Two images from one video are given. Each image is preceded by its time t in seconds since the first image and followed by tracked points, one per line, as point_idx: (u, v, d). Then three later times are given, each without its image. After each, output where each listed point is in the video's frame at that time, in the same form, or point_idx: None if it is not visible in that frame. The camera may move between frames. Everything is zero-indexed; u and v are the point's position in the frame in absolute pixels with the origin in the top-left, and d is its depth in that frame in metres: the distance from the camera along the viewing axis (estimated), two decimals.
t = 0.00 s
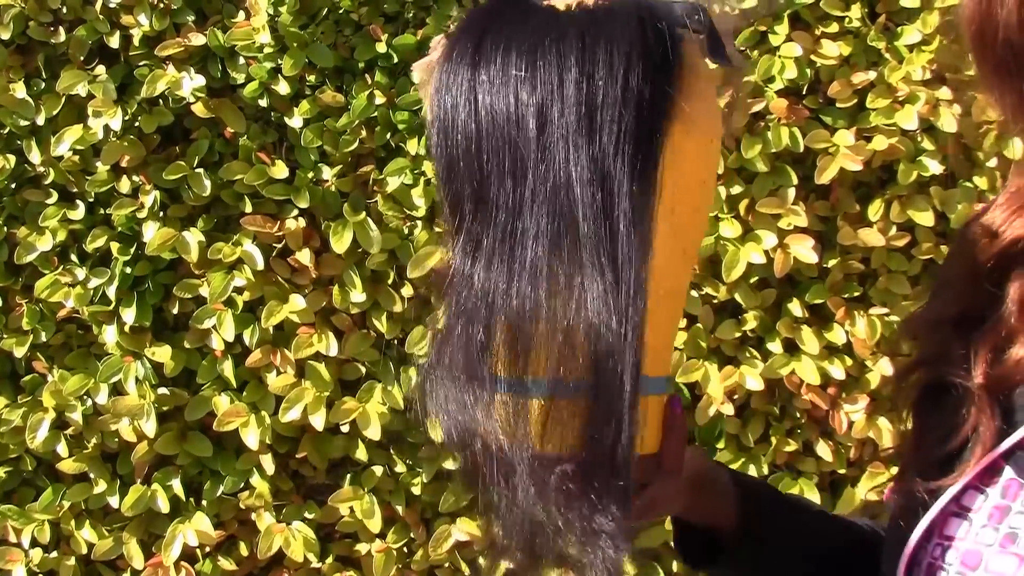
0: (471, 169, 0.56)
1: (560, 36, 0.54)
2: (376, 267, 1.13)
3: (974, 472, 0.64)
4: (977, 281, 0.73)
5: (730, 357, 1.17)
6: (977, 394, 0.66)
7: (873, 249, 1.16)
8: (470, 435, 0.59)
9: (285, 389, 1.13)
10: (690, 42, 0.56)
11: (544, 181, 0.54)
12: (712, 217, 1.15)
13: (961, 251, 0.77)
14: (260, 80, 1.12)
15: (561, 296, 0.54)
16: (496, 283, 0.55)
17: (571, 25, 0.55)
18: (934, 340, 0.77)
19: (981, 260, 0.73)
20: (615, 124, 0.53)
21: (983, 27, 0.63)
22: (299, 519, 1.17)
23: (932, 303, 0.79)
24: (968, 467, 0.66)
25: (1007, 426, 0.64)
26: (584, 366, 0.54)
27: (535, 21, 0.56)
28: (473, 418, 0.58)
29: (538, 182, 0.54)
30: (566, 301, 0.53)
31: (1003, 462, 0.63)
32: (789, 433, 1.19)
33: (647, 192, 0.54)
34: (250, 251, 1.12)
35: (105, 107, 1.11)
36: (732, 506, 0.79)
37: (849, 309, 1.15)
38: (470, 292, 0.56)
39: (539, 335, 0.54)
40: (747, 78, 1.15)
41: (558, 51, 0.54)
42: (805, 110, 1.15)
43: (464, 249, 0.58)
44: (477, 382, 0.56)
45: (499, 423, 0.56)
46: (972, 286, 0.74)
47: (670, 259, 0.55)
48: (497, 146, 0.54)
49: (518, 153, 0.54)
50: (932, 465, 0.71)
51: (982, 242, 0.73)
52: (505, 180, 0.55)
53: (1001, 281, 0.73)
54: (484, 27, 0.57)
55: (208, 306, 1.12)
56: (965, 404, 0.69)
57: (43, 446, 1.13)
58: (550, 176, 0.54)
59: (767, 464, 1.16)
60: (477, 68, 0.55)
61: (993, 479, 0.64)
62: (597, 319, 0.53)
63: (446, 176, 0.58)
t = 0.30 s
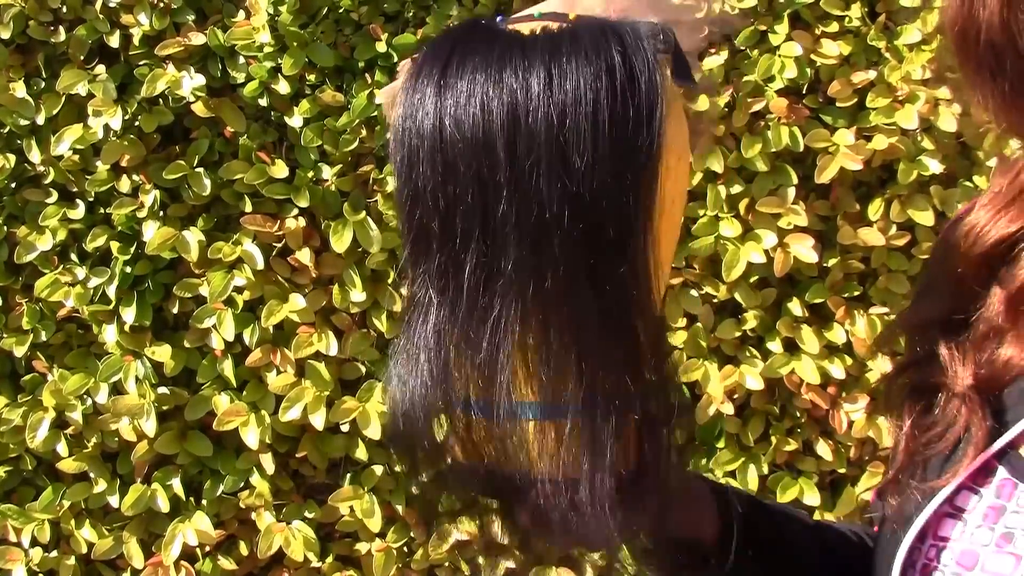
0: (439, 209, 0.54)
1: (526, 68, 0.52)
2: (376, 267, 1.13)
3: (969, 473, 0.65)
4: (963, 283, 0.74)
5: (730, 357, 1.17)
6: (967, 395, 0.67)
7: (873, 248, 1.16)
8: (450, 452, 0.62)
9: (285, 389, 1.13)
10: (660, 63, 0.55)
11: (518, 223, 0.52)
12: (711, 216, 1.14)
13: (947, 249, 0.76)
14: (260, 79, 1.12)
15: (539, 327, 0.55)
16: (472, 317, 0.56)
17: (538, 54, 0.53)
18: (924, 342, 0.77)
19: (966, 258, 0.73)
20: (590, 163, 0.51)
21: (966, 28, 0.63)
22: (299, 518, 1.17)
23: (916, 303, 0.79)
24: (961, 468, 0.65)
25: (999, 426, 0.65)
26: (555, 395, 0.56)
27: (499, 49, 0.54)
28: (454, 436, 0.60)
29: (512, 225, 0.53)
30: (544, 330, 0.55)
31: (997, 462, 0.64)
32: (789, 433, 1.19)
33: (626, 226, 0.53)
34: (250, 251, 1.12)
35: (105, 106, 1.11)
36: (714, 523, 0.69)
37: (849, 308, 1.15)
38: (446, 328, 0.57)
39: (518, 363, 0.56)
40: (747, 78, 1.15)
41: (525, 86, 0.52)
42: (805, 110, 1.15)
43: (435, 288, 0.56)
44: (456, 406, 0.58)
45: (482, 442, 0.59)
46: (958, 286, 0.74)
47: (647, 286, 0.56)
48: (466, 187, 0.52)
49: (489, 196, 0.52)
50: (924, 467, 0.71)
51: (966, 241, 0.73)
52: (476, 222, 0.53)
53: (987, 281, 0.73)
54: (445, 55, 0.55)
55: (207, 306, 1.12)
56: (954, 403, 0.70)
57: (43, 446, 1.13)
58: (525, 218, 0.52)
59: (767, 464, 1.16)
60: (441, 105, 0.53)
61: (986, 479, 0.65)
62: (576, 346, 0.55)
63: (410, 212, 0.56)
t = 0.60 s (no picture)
0: (438, 222, 0.54)
1: (529, 84, 0.53)
2: (376, 268, 1.13)
3: (968, 473, 0.65)
4: (962, 279, 0.73)
5: (730, 357, 1.17)
6: (968, 396, 0.67)
7: (873, 249, 1.16)
8: (444, 465, 0.62)
9: (285, 389, 1.13)
10: (662, 82, 0.56)
11: (517, 238, 0.53)
12: (711, 217, 1.14)
13: (949, 247, 0.77)
14: (260, 79, 1.12)
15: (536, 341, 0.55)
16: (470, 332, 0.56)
17: (542, 71, 0.54)
18: (927, 339, 0.76)
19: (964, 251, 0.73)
20: (591, 178, 0.52)
21: (966, 23, 0.63)
22: (299, 518, 1.17)
23: (919, 303, 0.79)
24: (961, 466, 0.66)
25: (999, 424, 0.65)
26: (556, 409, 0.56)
27: (502, 65, 0.54)
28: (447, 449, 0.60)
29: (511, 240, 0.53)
30: (544, 345, 0.55)
31: (996, 462, 0.64)
32: (789, 433, 1.19)
33: (625, 242, 0.54)
34: (250, 251, 1.12)
35: (105, 107, 1.11)
36: (705, 532, 0.73)
37: (849, 309, 1.15)
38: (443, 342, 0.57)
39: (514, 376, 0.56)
40: (747, 78, 1.15)
41: (528, 102, 0.52)
42: (805, 110, 1.15)
43: (433, 301, 0.57)
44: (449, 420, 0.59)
45: (476, 456, 0.59)
46: (958, 281, 0.74)
47: (644, 300, 0.57)
48: (467, 201, 0.53)
49: (489, 210, 0.53)
50: (924, 467, 0.71)
51: (965, 237, 0.73)
52: (474, 237, 0.54)
53: (989, 276, 0.72)
54: (446, 70, 0.56)
55: (208, 306, 1.12)
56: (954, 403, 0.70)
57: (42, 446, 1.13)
58: (524, 233, 0.53)
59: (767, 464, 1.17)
60: (444, 119, 0.53)
61: (985, 479, 0.64)
62: (573, 359, 0.55)
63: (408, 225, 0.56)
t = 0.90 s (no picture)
0: (419, 251, 0.56)
1: (505, 112, 0.54)
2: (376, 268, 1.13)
3: (969, 465, 0.64)
4: (973, 259, 0.75)
5: (730, 358, 1.17)
6: (977, 380, 0.67)
7: (873, 249, 1.16)
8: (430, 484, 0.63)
9: (286, 390, 1.13)
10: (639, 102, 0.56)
11: (494, 266, 0.54)
12: (712, 217, 1.14)
13: (960, 231, 0.79)
14: (260, 80, 1.12)
15: (517, 365, 0.57)
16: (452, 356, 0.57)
17: (518, 97, 0.54)
18: (936, 321, 0.78)
19: (976, 230, 0.75)
20: (569, 205, 0.53)
21: None
22: (299, 519, 1.17)
23: (931, 287, 0.81)
24: (966, 455, 0.66)
25: (1005, 413, 0.65)
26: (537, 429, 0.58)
27: (479, 93, 0.55)
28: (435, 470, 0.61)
29: (489, 268, 0.54)
30: (523, 366, 0.57)
31: (996, 455, 0.63)
32: (789, 433, 1.19)
33: (605, 264, 0.55)
34: (250, 251, 1.12)
35: (105, 107, 1.11)
36: (704, 544, 0.74)
37: (849, 309, 1.15)
38: (426, 365, 0.59)
39: (496, 397, 0.58)
40: (747, 79, 1.15)
41: (504, 132, 0.53)
42: (805, 110, 1.15)
43: (416, 324, 0.58)
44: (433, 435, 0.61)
45: (460, 474, 0.61)
46: (968, 262, 0.76)
47: (626, 320, 0.58)
48: (445, 231, 0.54)
49: (467, 239, 0.54)
50: (931, 450, 0.71)
51: (975, 217, 0.76)
52: (454, 264, 0.55)
53: (1000, 257, 0.74)
54: (426, 98, 0.57)
55: (208, 306, 1.12)
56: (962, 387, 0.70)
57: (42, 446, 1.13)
58: (502, 261, 0.54)
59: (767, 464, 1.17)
60: (422, 149, 0.55)
61: (986, 471, 0.64)
62: (555, 383, 0.57)
63: (391, 251, 0.58)
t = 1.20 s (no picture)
0: (401, 298, 0.56)
1: (482, 154, 0.53)
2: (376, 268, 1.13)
3: (966, 464, 0.64)
4: (972, 253, 0.76)
5: (730, 358, 1.17)
6: (974, 375, 0.67)
7: (873, 249, 1.16)
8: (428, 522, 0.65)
9: (286, 390, 1.13)
10: (621, 139, 0.55)
11: (474, 312, 0.54)
12: (711, 217, 1.14)
13: (960, 225, 0.79)
14: (260, 80, 1.12)
15: (499, 408, 0.56)
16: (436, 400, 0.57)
17: (495, 141, 0.54)
18: (932, 317, 0.78)
19: (976, 223, 0.76)
20: (549, 249, 0.52)
21: None
22: (299, 519, 1.17)
23: (929, 281, 0.82)
24: (963, 452, 0.66)
25: (1002, 409, 0.65)
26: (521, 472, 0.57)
27: (455, 136, 0.54)
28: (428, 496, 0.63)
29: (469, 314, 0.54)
30: (506, 410, 0.56)
31: (993, 453, 0.64)
32: (789, 434, 1.19)
33: (586, 307, 0.54)
34: (250, 252, 1.12)
35: (105, 107, 1.11)
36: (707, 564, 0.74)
37: (849, 309, 1.15)
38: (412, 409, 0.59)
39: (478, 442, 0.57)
40: (747, 79, 1.15)
41: (481, 176, 0.52)
42: (805, 110, 1.15)
43: (398, 368, 0.58)
44: (427, 475, 0.62)
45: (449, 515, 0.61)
46: (968, 256, 0.76)
47: (611, 360, 0.57)
48: (425, 278, 0.54)
49: (446, 286, 0.54)
50: (927, 443, 0.72)
51: (975, 210, 0.76)
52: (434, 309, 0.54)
53: (999, 251, 0.74)
54: (403, 143, 0.56)
55: (208, 307, 1.12)
56: (961, 382, 0.71)
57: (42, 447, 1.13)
58: (482, 306, 0.53)
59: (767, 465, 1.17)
60: (399, 195, 0.54)
61: (983, 470, 0.64)
62: (538, 426, 0.56)
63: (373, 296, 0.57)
